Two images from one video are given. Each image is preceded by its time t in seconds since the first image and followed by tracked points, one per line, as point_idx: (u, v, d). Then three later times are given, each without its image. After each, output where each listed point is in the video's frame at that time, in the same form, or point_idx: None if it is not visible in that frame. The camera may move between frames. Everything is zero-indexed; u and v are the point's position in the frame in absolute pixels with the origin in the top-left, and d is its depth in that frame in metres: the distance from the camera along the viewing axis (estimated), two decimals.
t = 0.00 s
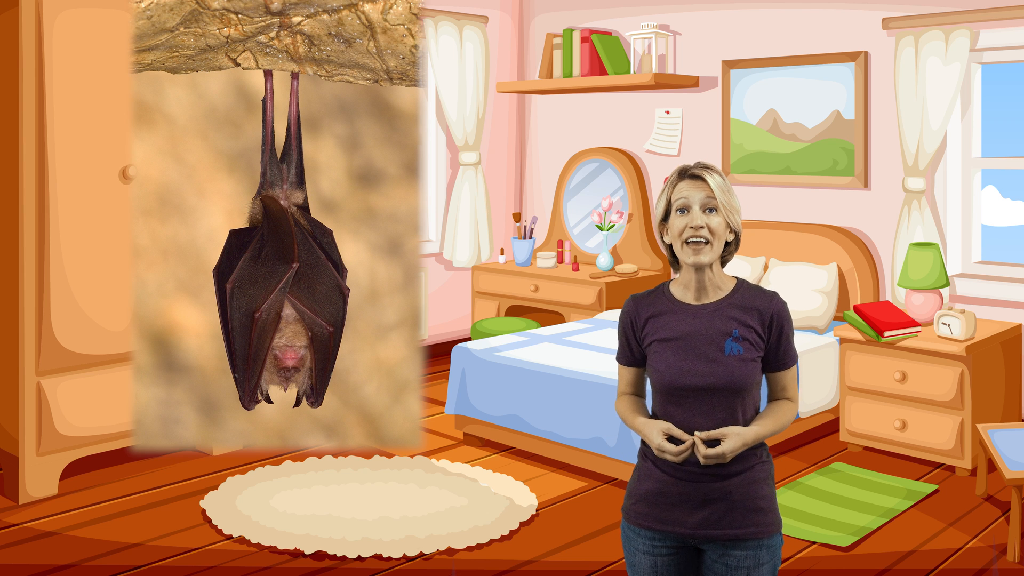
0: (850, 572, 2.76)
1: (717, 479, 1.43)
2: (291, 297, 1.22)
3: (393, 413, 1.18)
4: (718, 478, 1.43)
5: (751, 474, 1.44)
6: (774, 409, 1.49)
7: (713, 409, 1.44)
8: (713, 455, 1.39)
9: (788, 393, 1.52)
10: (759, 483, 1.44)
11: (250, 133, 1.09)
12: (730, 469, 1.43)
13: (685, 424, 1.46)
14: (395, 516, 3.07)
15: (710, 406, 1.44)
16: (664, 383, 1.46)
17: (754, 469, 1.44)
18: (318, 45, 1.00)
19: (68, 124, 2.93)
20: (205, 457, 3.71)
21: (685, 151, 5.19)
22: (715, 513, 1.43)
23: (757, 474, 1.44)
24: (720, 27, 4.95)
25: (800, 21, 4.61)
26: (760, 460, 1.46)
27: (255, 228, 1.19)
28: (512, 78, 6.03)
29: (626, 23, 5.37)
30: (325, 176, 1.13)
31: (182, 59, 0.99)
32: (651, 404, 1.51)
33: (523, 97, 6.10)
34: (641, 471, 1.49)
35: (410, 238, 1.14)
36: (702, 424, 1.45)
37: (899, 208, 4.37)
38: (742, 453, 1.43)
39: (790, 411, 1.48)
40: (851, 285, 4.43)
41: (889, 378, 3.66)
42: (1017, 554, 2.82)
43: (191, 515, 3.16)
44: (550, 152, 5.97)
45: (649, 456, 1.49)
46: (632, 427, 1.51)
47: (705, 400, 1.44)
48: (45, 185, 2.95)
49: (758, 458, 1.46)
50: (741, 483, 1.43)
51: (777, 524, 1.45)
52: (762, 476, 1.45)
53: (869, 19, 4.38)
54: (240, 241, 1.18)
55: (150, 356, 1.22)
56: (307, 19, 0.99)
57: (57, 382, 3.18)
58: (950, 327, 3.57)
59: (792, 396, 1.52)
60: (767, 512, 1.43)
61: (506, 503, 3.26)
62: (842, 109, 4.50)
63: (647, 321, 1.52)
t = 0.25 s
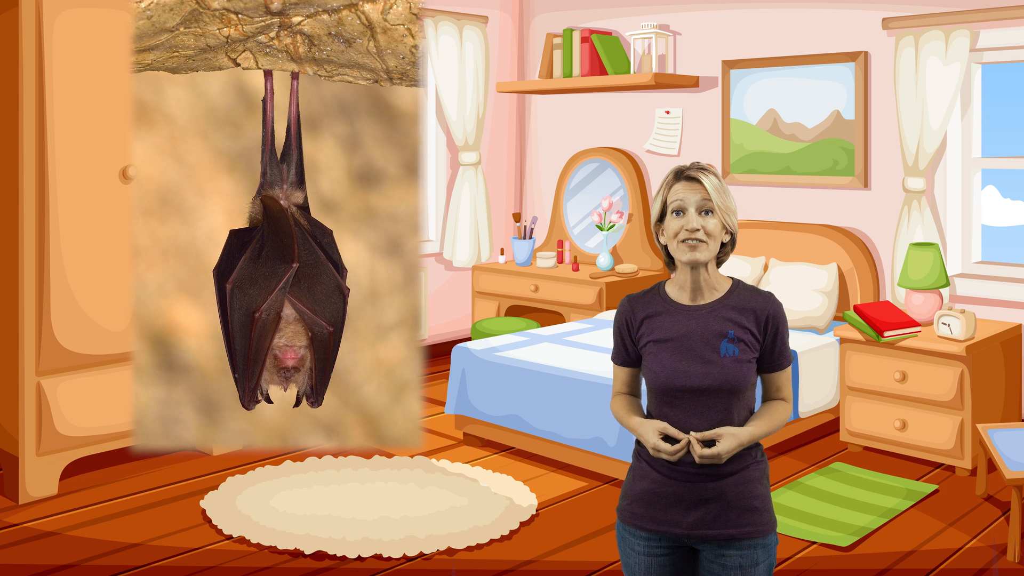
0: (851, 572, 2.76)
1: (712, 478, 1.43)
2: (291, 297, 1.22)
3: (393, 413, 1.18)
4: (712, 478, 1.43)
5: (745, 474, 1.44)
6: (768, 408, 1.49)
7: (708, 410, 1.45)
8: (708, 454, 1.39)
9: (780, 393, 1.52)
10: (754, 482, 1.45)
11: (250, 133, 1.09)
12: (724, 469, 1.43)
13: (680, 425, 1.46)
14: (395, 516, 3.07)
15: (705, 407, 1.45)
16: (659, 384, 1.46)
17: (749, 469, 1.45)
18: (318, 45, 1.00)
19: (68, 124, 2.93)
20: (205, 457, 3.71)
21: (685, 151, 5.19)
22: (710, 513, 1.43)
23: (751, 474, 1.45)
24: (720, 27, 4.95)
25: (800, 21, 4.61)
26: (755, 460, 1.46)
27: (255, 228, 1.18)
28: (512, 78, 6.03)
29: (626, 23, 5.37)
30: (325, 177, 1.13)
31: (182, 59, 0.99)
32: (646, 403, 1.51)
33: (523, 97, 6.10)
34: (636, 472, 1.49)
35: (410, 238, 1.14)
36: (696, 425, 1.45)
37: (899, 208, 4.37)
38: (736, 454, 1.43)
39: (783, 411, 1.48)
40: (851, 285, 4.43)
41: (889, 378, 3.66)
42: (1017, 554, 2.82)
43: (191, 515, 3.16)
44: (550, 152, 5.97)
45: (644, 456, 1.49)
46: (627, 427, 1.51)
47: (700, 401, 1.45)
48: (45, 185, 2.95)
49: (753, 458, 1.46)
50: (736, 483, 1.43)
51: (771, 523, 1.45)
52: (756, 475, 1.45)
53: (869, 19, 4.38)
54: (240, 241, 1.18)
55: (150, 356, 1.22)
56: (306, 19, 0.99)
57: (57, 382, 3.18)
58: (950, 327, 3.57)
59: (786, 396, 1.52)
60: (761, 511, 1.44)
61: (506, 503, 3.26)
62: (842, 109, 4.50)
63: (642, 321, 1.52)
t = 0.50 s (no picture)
0: (851, 572, 2.76)
1: (708, 479, 1.43)
2: (291, 297, 1.22)
3: (393, 413, 1.18)
4: (708, 478, 1.43)
5: (742, 474, 1.44)
6: (765, 410, 1.49)
7: (703, 410, 1.45)
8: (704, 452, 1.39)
9: (776, 394, 1.53)
10: (750, 482, 1.45)
11: (250, 133, 1.09)
12: (720, 469, 1.43)
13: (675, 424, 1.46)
14: (395, 516, 3.07)
15: (701, 407, 1.45)
16: (655, 384, 1.47)
17: (745, 469, 1.45)
18: (318, 45, 1.00)
19: (68, 125, 2.93)
20: (205, 457, 3.71)
21: (685, 151, 5.19)
22: (707, 513, 1.43)
23: (747, 474, 1.45)
24: (720, 27, 4.95)
25: (800, 21, 4.62)
26: (751, 460, 1.46)
27: (255, 228, 1.18)
28: (512, 78, 6.03)
29: (626, 23, 5.37)
30: (325, 176, 1.13)
31: (182, 59, 0.99)
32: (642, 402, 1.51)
33: (523, 97, 6.10)
34: (632, 472, 1.49)
35: (410, 238, 1.14)
36: (692, 425, 1.45)
37: (899, 208, 4.37)
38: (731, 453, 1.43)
39: (779, 412, 1.49)
40: (851, 285, 4.43)
41: (889, 378, 3.66)
42: (1017, 554, 2.82)
43: (191, 515, 3.16)
44: (550, 152, 5.97)
45: (640, 456, 1.49)
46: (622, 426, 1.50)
47: (695, 401, 1.45)
48: (45, 185, 2.95)
49: (749, 458, 1.46)
50: (732, 482, 1.43)
51: (768, 523, 1.45)
52: (752, 475, 1.45)
53: (869, 20, 4.38)
54: (240, 241, 1.18)
55: (150, 356, 1.22)
56: (307, 19, 0.99)
57: (57, 382, 3.18)
58: (950, 327, 3.57)
59: (783, 397, 1.53)
60: (757, 511, 1.44)
61: (506, 503, 3.26)
62: (842, 109, 4.50)
63: (639, 321, 1.52)
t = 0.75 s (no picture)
0: (851, 572, 2.76)
1: (705, 478, 1.44)
2: (291, 297, 1.22)
3: (393, 413, 1.18)
4: (705, 478, 1.43)
5: (739, 474, 1.44)
6: (763, 411, 1.49)
7: (700, 408, 1.45)
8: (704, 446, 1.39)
9: (775, 394, 1.52)
10: (748, 482, 1.45)
11: (250, 133, 1.09)
12: (717, 468, 1.43)
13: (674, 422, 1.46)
14: (395, 515, 3.07)
15: (699, 405, 1.45)
16: (654, 382, 1.47)
17: (742, 469, 1.44)
18: (318, 45, 1.00)
19: (67, 124, 2.93)
20: (205, 457, 3.70)
21: (685, 151, 5.19)
22: (704, 513, 1.42)
23: (745, 473, 1.45)
24: (720, 27, 4.95)
25: (800, 21, 4.62)
26: (748, 460, 1.46)
27: (255, 228, 1.18)
28: (512, 78, 6.03)
29: (625, 23, 5.37)
30: (325, 177, 1.13)
31: (182, 59, 0.99)
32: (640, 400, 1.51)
33: (523, 97, 6.10)
34: (630, 471, 1.49)
35: (410, 238, 1.14)
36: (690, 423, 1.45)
37: (899, 208, 4.37)
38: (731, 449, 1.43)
39: (778, 413, 1.49)
40: (851, 285, 4.43)
41: (889, 378, 3.66)
42: (1017, 554, 2.82)
43: (191, 515, 3.16)
44: (550, 152, 5.97)
45: (638, 456, 1.49)
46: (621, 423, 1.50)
47: (693, 399, 1.45)
48: (45, 185, 2.95)
49: (747, 457, 1.46)
50: (729, 482, 1.43)
51: (765, 522, 1.45)
52: (750, 475, 1.45)
53: (869, 19, 4.38)
54: (240, 241, 1.18)
55: (150, 356, 1.22)
56: (307, 19, 0.99)
57: (57, 382, 3.18)
58: (950, 327, 3.57)
59: (781, 398, 1.52)
60: (755, 511, 1.44)
61: (506, 503, 3.26)
62: (842, 109, 4.50)
63: (638, 320, 1.52)
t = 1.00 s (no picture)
0: (851, 572, 2.76)
1: (704, 478, 1.44)
2: (291, 297, 1.22)
3: (393, 414, 1.18)
4: (703, 478, 1.44)
5: (737, 474, 1.44)
6: (762, 411, 1.49)
7: (701, 401, 1.44)
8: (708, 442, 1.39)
9: (774, 394, 1.52)
10: (746, 482, 1.45)
11: (250, 133, 1.09)
12: (715, 468, 1.44)
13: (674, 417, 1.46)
14: (395, 515, 3.07)
15: (699, 398, 1.45)
16: (655, 375, 1.47)
17: (740, 470, 1.45)
18: (318, 45, 1.00)
19: (67, 124, 2.93)
20: (205, 457, 3.71)
21: (685, 151, 5.19)
22: (702, 513, 1.42)
23: (743, 474, 1.45)
24: (720, 27, 4.95)
25: (800, 21, 4.62)
26: (747, 460, 1.46)
27: (255, 228, 1.18)
28: (512, 78, 6.03)
29: (625, 23, 5.37)
30: (325, 177, 1.13)
31: (182, 59, 0.99)
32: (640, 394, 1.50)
33: (523, 97, 6.10)
34: (628, 472, 1.49)
35: (410, 238, 1.14)
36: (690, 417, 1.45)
37: (899, 208, 4.37)
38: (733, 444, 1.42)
39: (778, 413, 1.49)
40: (851, 285, 4.43)
41: (889, 378, 3.66)
42: (1017, 554, 2.82)
43: (191, 515, 3.16)
44: (550, 152, 5.97)
45: (636, 456, 1.49)
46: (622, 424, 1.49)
47: (694, 393, 1.45)
48: (45, 185, 2.95)
49: (745, 458, 1.46)
50: (728, 482, 1.43)
51: (764, 524, 1.45)
52: (748, 475, 1.45)
53: (869, 19, 4.38)
54: (240, 241, 1.18)
55: (150, 356, 1.22)
56: (307, 19, 0.99)
57: (57, 382, 3.18)
58: (950, 327, 3.57)
59: (781, 398, 1.52)
60: (754, 511, 1.43)
61: (506, 503, 3.26)
62: (842, 109, 4.50)
63: (639, 315, 1.52)
